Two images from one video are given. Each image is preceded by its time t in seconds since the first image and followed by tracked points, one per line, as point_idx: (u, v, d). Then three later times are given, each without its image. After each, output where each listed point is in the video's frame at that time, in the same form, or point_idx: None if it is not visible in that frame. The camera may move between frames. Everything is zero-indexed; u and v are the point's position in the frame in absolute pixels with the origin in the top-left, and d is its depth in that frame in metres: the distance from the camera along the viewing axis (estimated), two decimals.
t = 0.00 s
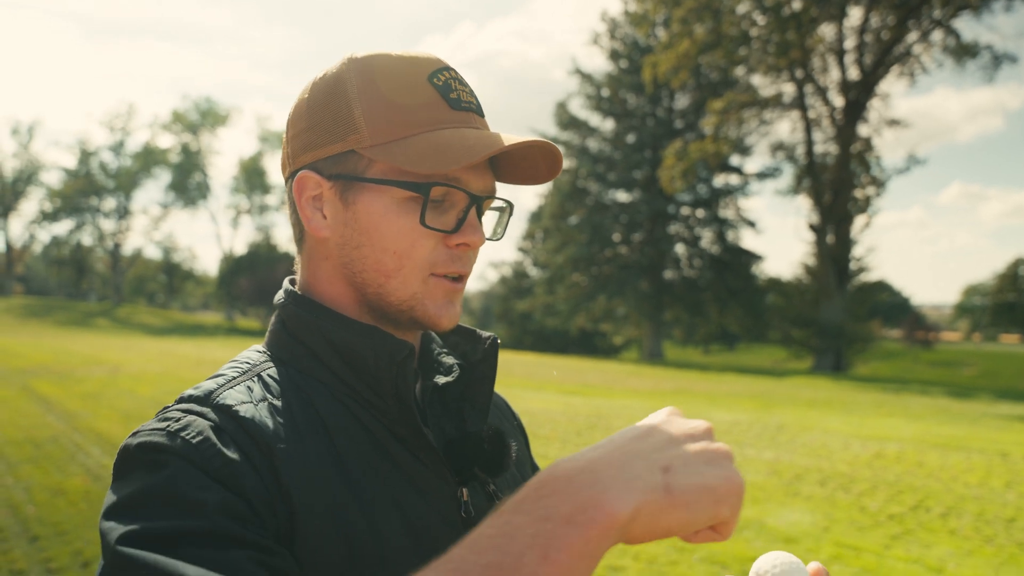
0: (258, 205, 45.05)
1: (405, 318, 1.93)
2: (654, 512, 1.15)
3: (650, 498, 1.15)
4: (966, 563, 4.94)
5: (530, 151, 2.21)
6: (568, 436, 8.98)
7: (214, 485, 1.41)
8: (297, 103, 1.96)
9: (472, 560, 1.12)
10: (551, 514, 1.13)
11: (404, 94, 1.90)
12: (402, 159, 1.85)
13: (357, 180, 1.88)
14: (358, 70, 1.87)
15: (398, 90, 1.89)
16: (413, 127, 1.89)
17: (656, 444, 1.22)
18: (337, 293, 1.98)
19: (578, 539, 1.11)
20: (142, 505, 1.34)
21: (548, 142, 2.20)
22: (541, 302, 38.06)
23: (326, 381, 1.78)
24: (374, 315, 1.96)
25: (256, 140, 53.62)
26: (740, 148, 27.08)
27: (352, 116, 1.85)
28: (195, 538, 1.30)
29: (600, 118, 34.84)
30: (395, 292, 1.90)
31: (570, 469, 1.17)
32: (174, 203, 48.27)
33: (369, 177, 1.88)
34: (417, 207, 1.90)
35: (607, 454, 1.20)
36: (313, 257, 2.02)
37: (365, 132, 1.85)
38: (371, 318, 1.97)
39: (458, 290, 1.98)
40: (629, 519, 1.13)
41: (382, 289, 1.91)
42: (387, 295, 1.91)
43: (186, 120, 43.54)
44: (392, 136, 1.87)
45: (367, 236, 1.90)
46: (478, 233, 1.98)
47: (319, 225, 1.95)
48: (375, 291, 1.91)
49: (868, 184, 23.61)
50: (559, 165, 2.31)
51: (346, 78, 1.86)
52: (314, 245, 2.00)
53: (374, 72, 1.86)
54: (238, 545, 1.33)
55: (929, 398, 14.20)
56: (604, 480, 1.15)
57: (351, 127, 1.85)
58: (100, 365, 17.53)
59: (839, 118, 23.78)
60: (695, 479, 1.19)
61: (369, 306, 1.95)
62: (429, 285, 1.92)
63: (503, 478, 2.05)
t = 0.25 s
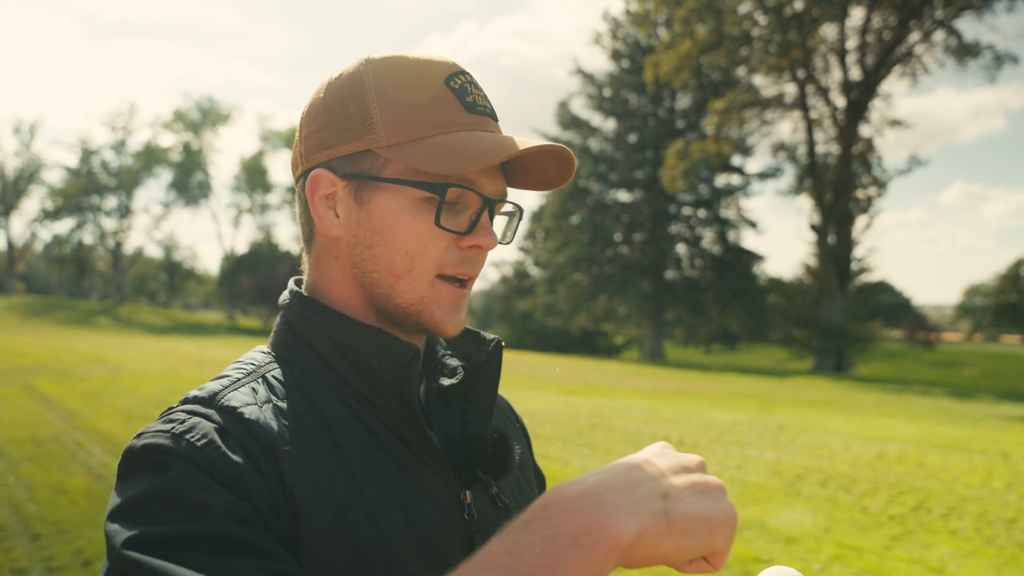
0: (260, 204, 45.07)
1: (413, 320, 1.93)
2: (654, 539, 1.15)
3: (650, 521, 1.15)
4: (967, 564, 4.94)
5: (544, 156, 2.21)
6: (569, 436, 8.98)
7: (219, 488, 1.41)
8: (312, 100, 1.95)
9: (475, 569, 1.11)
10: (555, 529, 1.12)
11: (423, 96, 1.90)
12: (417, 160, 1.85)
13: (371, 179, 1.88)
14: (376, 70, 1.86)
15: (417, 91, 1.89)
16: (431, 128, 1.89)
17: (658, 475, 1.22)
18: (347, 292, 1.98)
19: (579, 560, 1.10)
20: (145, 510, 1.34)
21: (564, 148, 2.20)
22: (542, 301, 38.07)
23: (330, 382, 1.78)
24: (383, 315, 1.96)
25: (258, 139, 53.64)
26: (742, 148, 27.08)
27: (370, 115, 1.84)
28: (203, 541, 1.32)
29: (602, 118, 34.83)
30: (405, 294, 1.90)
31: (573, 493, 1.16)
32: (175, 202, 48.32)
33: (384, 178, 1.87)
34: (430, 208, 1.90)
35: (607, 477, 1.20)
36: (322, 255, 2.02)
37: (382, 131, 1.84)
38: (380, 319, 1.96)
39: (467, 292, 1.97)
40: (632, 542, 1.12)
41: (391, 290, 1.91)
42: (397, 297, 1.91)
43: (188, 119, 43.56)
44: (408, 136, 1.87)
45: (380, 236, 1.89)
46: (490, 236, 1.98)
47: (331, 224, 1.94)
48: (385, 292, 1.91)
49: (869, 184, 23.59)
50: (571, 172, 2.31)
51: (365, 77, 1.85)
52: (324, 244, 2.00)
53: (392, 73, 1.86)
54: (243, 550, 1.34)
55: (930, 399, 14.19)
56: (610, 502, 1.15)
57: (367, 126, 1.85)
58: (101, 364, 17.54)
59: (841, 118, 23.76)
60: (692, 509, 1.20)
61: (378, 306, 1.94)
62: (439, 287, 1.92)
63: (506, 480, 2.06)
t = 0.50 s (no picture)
0: (260, 205, 45.08)
1: (416, 321, 1.94)
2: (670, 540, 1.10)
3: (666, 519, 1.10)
4: (967, 564, 4.95)
5: (547, 161, 2.22)
6: (569, 436, 9.00)
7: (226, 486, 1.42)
8: (316, 102, 1.95)
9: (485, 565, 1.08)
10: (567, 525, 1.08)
11: (428, 100, 1.90)
12: (420, 164, 1.85)
13: (374, 183, 1.88)
14: (380, 74, 1.86)
15: (423, 95, 1.89)
16: (435, 133, 1.90)
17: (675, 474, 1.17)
18: (349, 294, 1.99)
19: (567, 541, 1.25)
20: (151, 507, 1.35)
21: (567, 154, 2.21)
22: (543, 302, 38.08)
23: (333, 381, 1.79)
24: (385, 318, 1.97)
25: (259, 140, 53.67)
26: (742, 148, 27.08)
27: (373, 119, 1.85)
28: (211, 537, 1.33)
29: (602, 118, 34.83)
30: (407, 296, 1.91)
31: (555, 480, 1.33)
32: (176, 203, 48.34)
33: (387, 181, 1.88)
34: (432, 212, 1.91)
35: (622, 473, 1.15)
36: (325, 257, 2.03)
37: (385, 135, 1.85)
38: (382, 320, 1.98)
39: (468, 294, 1.99)
40: (609, 524, 1.29)
41: (393, 292, 1.91)
42: (399, 298, 1.92)
43: (188, 120, 43.55)
44: (412, 140, 1.87)
45: (383, 238, 1.90)
46: (491, 240, 1.99)
47: (333, 225, 1.95)
48: (387, 294, 1.92)
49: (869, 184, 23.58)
50: (574, 176, 2.32)
51: (369, 80, 1.86)
52: (328, 246, 2.01)
53: (397, 77, 1.86)
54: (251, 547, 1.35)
55: (930, 399, 14.22)
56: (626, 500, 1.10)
57: (371, 129, 1.85)
58: (102, 365, 17.54)
59: (841, 119, 23.76)
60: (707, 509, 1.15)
61: (379, 309, 1.96)
62: (441, 290, 1.93)
63: (508, 480, 2.07)
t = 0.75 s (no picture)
0: (260, 205, 45.13)
1: (419, 325, 1.95)
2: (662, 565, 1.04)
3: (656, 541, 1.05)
4: (967, 564, 4.94)
5: (556, 170, 2.22)
6: (569, 436, 9.02)
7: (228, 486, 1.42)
8: (327, 103, 1.95)
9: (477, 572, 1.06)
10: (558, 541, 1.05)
11: (439, 106, 1.91)
12: (429, 170, 1.86)
13: (382, 186, 1.89)
14: (391, 79, 1.87)
15: (435, 101, 1.90)
16: (445, 139, 1.90)
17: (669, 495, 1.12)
18: (354, 296, 1.99)
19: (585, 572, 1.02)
20: (153, 506, 1.35)
21: (576, 165, 2.21)
22: (543, 302, 38.11)
23: (337, 381, 1.79)
24: (390, 320, 1.97)
25: (259, 140, 53.72)
26: (742, 148, 27.10)
27: (384, 122, 1.85)
28: (209, 537, 1.33)
29: (602, 118, 34.84)
30: (411, 300, 1.91)
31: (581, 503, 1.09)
32: (176, 203, 48.39)
33: (395, 186, 1.88)
34: (439, 218, 1.91)
35: (616, 493, 1.12)
36: (332, 258, 2.03)
37: (395, 139, 1.86)
38: (387, 323, 1.98)
39: (472, 300, 1.99)
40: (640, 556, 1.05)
41: (399, 295, 1.92)
42: (404, 303, 1.92)
43: (189, 120, 43.58)
44: (420, 146, 1.88)
45: (389, 242, 1.91)
46: (497, 247, 1.99)
47: (340, 228, 1.96)
48: (392, 297, 1.92)
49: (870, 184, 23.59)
50: (582, 185, 2.32)
51: (382, 85, 1.86)
52: (335, 248, 2.01)
53: (409, 82, 1.87)
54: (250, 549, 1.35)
55: (930, 399, 14.23)
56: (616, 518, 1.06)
57: (380, 134, 1.86)
58: (103, 365, 17.58)
59: (841, 119, 23.75)
60: (700, 531, 1.10)
61: (384, 312, 1.96)
62: (445, 295, 1.93)
63: (512, 481, 2.07)
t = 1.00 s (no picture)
0: (261, 205, 45.15)
1: (425, 326, 1.95)
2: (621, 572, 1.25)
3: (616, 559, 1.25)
4: (967, 564, 4.95)
5: (566, 178, 2.23)
6: (570, 436, 9.02)
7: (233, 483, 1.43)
8: (341, 104, 1.96)
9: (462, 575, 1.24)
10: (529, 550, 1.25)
11: (451, 110, 1.91)
12: (437, 173, 1.86)
13: (391, 188, 1.89)
14: (404, 80, 1.87)
15: (445, 104, 1.90)
16: (454, 143, 1.90)
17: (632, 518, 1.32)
18: (361, 295, 2.00)
19: None
20: (161, 495, 1.37)
21: (586, 173, 2.22)
22: (543, 302, 38.11)
23: (345, 378, 1.80)
24: (396, 320, 1.97)
25: (259, 140, 53.72)
26: (743, 148, 27.09)
27: (395, 124, 1.85)
28: (208, 534, 1.34)
29: (603, 118, 34.83)
30: (417, 302, 1.91)
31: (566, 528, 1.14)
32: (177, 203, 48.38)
33: (404, 189, 1.89)
34: (447, 222, 1.92)
35: (583, 512, 1.31)
36: (340, 257, 2.04)
37: (405, 141, 1.86)
38: (393, 322, 1.98)
39: (478, 304, 1.99)
40: None
41: (405, 297, 1.92)
42: (410, 304, 1.92)
43: (189, 120, 43.59)
44: (430, 149, 1.88)
45: (397, 244, 1.91)
46: (504, 252, 2.00)
47: (349, 227, 1.96)
48: (399, 298, 1.93)
49: (871, 184, 23.56)
50: (591, 194, 2.33)
51: (393, 89, 1.87)
52: (343, 248, 2.02)
53: (422, 88, 1.87)
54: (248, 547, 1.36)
55: (931, 399, 14.21)
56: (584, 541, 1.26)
57: (390, 136, 1.86)
58: (104, 365, 17.59)
59: (842, 119, 23.73)
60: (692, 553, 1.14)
61: (391, 312, 1.96)
62: (451, 298, 1.93)
63: (519, 480, 2.08)
